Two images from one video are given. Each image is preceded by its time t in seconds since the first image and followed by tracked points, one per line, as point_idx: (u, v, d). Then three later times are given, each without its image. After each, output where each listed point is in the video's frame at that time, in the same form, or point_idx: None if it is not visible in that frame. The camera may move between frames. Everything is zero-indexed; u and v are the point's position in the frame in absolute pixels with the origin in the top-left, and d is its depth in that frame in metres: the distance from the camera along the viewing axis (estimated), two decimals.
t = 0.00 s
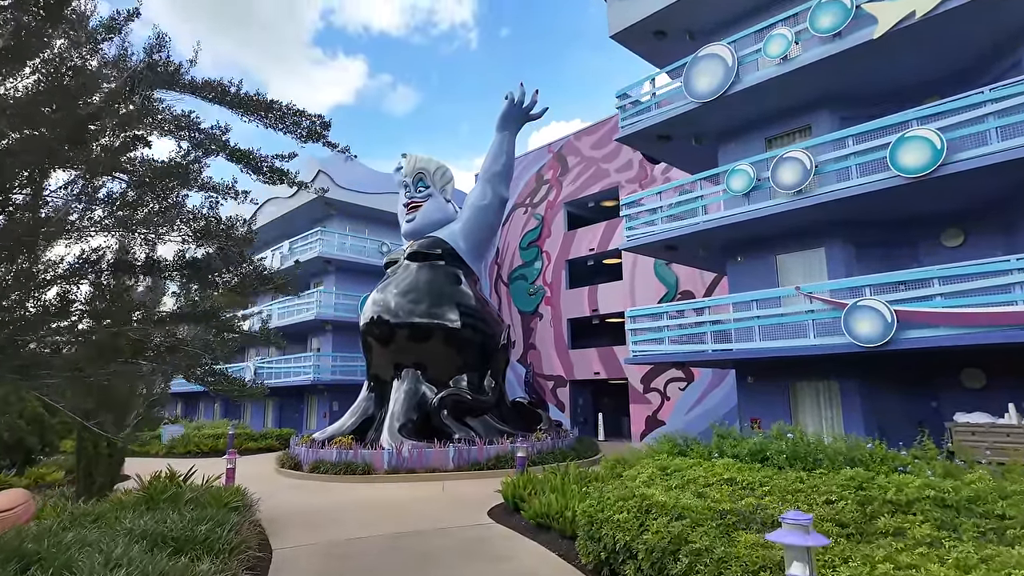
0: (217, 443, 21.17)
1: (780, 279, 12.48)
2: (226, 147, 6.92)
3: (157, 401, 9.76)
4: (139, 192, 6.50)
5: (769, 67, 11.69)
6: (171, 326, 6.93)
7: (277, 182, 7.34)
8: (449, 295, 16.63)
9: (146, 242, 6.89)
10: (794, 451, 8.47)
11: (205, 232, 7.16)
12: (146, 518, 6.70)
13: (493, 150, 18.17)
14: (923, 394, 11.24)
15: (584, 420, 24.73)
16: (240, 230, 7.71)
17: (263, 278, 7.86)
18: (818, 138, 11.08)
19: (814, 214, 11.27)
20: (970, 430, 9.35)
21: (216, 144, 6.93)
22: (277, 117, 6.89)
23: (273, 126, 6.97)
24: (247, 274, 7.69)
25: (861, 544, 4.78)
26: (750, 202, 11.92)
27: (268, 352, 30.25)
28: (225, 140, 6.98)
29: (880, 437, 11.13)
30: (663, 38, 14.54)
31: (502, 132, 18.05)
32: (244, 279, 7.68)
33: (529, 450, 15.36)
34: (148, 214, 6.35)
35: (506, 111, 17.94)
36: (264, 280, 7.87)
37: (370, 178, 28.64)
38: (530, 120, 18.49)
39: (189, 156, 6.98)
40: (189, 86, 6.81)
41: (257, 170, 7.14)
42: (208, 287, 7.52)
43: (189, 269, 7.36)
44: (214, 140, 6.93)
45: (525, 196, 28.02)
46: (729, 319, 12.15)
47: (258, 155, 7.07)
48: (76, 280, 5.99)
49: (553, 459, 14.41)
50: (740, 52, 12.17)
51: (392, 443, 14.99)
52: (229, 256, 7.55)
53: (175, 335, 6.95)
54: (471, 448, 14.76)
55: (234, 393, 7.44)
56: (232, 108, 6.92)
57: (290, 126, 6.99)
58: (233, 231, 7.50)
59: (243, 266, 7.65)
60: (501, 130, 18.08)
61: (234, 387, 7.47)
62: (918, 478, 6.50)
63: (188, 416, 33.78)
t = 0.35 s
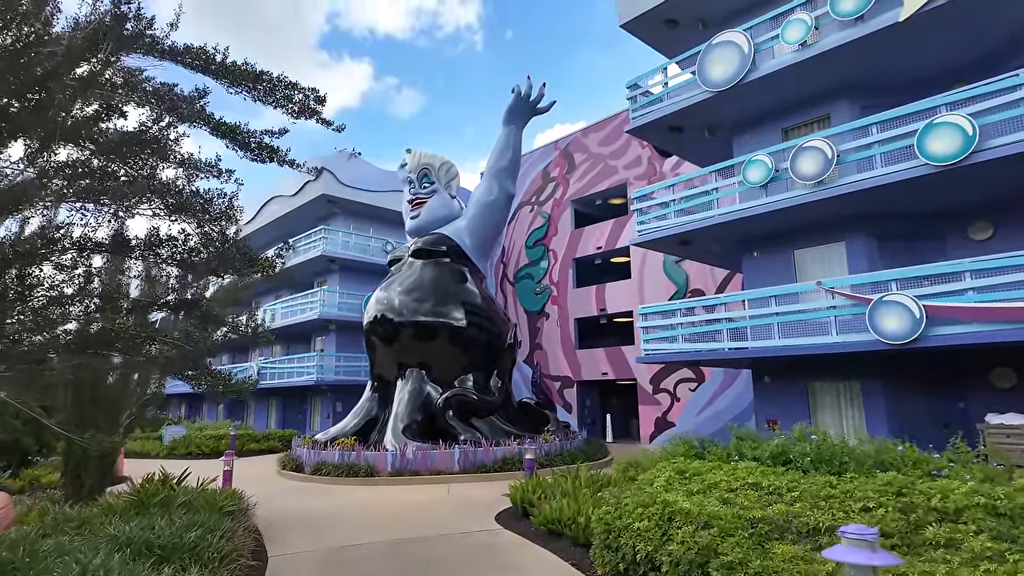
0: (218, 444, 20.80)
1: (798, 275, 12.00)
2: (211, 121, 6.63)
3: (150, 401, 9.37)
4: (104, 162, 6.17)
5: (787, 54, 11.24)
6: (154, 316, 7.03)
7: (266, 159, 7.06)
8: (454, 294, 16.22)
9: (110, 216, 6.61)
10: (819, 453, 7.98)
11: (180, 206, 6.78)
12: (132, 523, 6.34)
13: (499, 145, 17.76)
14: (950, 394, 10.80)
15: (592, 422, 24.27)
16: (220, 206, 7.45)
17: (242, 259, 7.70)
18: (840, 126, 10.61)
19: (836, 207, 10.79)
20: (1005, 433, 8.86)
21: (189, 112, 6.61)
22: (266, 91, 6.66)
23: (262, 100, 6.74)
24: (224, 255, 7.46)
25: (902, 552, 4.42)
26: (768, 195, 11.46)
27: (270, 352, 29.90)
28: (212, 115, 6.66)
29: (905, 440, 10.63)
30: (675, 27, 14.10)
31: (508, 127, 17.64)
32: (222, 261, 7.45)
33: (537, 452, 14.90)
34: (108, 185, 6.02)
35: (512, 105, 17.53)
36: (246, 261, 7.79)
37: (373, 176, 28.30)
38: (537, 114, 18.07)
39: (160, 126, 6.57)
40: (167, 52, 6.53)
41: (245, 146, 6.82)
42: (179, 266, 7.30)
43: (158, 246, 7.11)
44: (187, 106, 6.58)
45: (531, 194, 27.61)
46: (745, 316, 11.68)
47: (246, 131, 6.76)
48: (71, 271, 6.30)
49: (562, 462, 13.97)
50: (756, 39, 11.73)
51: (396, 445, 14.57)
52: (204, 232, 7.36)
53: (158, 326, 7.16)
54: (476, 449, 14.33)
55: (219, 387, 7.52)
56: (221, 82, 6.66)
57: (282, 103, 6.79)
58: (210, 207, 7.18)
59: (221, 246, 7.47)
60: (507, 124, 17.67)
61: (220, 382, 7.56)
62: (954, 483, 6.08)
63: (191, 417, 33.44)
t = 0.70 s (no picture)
0: (220, 445, 20.49)
1: (816, 272, 11.57)
2: (195, 96, 6.29)
3: (146, 401, 9.07)
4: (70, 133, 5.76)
5: (806, 42, 10.84)
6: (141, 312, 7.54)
7: (256, 138, 6.70)
8: (459, 292, 15.85)
9: (79, 194, 6.21)
10: (845, 458, 7.55)
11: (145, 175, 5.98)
12: (119, 530, 5.97)
13: (506, 140, 17.37)
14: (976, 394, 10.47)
15: (599, 423, 23.84)
16: (200, 180, 6.58)
17: (227, 247, 6.95)
18: (862, 115, 10.18)
19: (858, 200, 10.35)
20: None
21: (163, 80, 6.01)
22: (257, 61, 6.37)
23: (252, 72, 6.44)
24: (207, 240, 6.78)
25: (966, 575, 3.94)
26: (785, 188, 11.03)
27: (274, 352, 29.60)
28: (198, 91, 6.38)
29: (931, 443, 10.20)
30: (687, 17, 13.70)
31: (514, 121, 17.25)
32: (204, 246, 6.80)
33: (545, 455, 14.49)
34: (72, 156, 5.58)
35: (519, 99, 17.15)
36: (233, 248, 7.05)
37: (378, 174, 27.99)
38: (544, 108, 17.69)
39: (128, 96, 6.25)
40: (146, 18, 5.99)
41: (232, 124, 6.50)
42: (156, 250, 6.68)
43: (132, 227, 6.48)
44: (164, 71, 5.97)
45: (537, 192, 27.23)
46: (761, 314, 11.26)
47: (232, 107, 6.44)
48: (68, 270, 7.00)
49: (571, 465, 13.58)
50: (774, 26, 11.31)
51: (400, 446, 14.19)
52: (186, 212, 6.65)
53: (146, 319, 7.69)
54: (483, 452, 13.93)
55: (206, 386, 7.83)
56: (207, 51, 6.30)
57: (274, 77, 6.52)
58: (189, 181, 6.38)
59: (204, 230, 6.78)
60: (514, 118, 17.29)
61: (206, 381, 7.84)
62: (996, 489, 5.66)
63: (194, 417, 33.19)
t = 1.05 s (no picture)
0: (220, 446, 20.19)
1: (831, 267, 11.19)
2: (166, 66, 5.94)
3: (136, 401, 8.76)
4: (21, 96, 5.29)
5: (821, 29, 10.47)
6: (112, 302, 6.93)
7: (236, 113, 6.37)
8: (462, 290, 15.50)
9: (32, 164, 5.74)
10: (868, 462, 7.14)
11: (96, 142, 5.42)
12: (100, 540, 5.60)
13: (509, 135, 17.04)
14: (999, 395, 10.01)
15: (605, 424, 23.47)
16: (163, 149, 6.04)
17: (198, 230, 6.62)
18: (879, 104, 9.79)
19: (876, 192, 9.97)
20: None
21: (129, 43, 5.56)
22: (237, 29, 5.99)
23: (232, 39, 6.06)
24: (176, 222, 6.48)
25: None
26: (799, 180, 10.65)
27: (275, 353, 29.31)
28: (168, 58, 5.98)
29: (952, 445, 9.79)
30: (696, 6, 13.34)
31: (518, 115, 16.91)
32: (172, 227, 6.47)
33: (551, 457, 14.11)
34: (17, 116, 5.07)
35: (523, 92, 16.79)
36: (203, 230, 6.66)
37: (380, 172, 27.66)
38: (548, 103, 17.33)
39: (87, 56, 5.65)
40: None
41: (211, 97, 6.16)
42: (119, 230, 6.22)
43: (90, 204, 5.93)
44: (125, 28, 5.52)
45: (541, 189, 26.87)
46: (774, 311, 10.87)
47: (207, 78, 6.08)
48: (26, 252, 6.58)
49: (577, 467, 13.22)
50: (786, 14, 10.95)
51: (402, 448, 13.83)
52: (151, 191, 6.31)
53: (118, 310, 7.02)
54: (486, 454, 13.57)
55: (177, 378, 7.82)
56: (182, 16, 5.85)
57: (256, 43, 6.16)
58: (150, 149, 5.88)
59: (173, 212, 6.49)
60: (518, 113, 16.93)
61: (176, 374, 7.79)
62: None
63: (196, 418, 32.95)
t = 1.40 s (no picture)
0: (223, 447, 19.88)
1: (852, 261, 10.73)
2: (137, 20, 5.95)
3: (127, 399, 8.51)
4: None
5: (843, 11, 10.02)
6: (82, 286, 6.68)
7: (219, 76, 6.42)
8: (468, 287, 15.12)
9: None
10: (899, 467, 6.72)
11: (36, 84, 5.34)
12: (82, 550, 5.21)
13: (516, 129, 16.64)
14: None
15: (614, 425, 23.03)
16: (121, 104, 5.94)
17: (162, 199, 6.41)
18: (907, 88, 9.32)
19: (902, 181, 9.51)
20: None
21: None
22: None
23: None
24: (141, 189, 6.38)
25: None
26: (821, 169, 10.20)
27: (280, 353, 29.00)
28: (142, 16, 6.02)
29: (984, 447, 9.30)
30: None
31: (525, 108, 16.51)
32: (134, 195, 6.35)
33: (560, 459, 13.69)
34: None
35: (530, 84, 16.40)
36: (170, 199, 6.48)
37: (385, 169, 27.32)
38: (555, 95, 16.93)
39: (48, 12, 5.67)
40: None
41: (190, 59, 6.19)
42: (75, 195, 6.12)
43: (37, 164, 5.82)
44: None
45: (548, 186, 26.46)
46: (795, 307, 10.41)
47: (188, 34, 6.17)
48: None
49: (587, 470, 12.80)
50: None
51: (407, 449, 13.44)
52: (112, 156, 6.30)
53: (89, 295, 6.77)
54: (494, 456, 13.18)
55: (148, 374, 7.00)
56: None
57: None
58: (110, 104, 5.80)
59: (136, 179, 6.44)
60: (524, 105, 16.52)
61: (149, 368, 7.00)
62: None
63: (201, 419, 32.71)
